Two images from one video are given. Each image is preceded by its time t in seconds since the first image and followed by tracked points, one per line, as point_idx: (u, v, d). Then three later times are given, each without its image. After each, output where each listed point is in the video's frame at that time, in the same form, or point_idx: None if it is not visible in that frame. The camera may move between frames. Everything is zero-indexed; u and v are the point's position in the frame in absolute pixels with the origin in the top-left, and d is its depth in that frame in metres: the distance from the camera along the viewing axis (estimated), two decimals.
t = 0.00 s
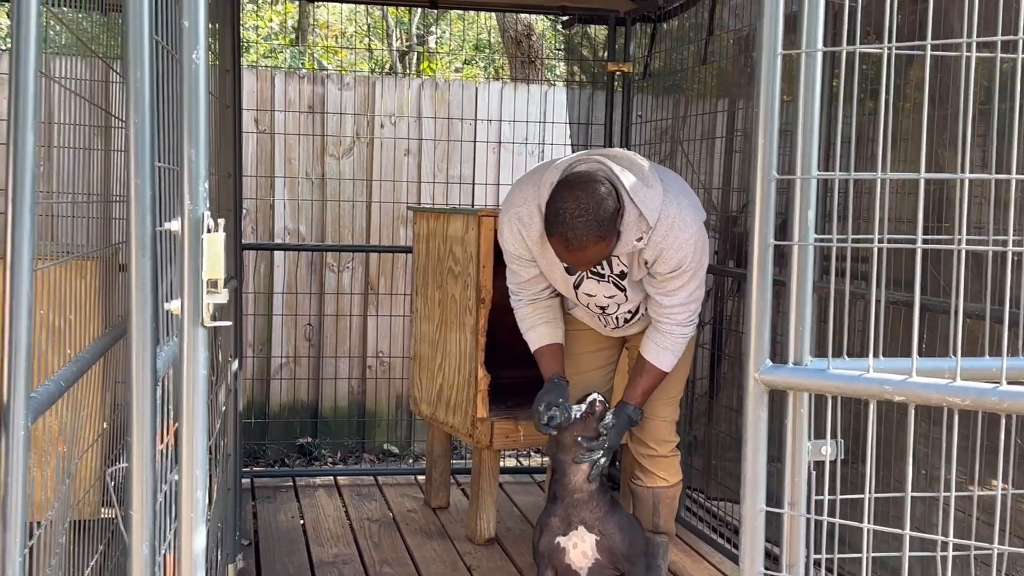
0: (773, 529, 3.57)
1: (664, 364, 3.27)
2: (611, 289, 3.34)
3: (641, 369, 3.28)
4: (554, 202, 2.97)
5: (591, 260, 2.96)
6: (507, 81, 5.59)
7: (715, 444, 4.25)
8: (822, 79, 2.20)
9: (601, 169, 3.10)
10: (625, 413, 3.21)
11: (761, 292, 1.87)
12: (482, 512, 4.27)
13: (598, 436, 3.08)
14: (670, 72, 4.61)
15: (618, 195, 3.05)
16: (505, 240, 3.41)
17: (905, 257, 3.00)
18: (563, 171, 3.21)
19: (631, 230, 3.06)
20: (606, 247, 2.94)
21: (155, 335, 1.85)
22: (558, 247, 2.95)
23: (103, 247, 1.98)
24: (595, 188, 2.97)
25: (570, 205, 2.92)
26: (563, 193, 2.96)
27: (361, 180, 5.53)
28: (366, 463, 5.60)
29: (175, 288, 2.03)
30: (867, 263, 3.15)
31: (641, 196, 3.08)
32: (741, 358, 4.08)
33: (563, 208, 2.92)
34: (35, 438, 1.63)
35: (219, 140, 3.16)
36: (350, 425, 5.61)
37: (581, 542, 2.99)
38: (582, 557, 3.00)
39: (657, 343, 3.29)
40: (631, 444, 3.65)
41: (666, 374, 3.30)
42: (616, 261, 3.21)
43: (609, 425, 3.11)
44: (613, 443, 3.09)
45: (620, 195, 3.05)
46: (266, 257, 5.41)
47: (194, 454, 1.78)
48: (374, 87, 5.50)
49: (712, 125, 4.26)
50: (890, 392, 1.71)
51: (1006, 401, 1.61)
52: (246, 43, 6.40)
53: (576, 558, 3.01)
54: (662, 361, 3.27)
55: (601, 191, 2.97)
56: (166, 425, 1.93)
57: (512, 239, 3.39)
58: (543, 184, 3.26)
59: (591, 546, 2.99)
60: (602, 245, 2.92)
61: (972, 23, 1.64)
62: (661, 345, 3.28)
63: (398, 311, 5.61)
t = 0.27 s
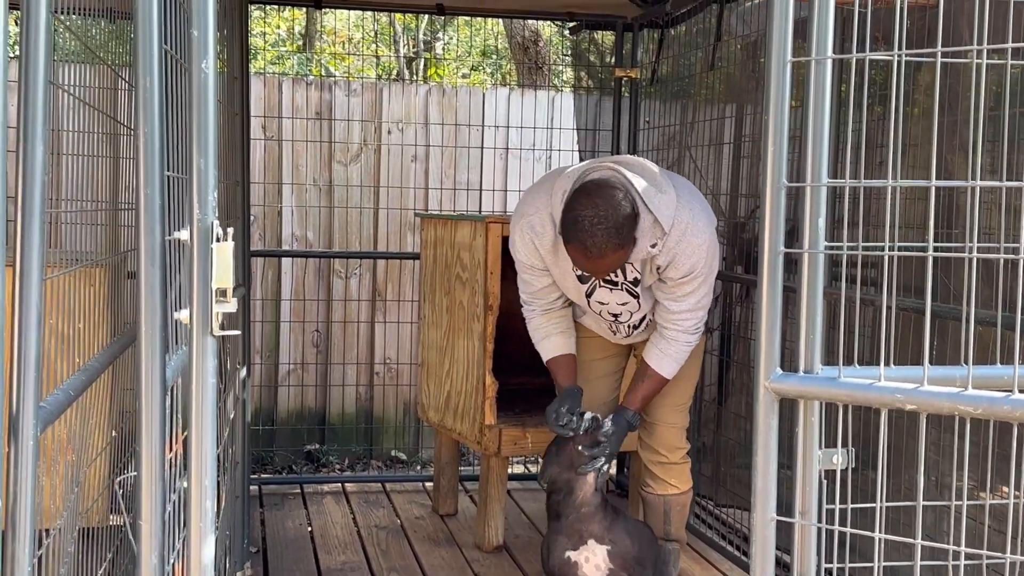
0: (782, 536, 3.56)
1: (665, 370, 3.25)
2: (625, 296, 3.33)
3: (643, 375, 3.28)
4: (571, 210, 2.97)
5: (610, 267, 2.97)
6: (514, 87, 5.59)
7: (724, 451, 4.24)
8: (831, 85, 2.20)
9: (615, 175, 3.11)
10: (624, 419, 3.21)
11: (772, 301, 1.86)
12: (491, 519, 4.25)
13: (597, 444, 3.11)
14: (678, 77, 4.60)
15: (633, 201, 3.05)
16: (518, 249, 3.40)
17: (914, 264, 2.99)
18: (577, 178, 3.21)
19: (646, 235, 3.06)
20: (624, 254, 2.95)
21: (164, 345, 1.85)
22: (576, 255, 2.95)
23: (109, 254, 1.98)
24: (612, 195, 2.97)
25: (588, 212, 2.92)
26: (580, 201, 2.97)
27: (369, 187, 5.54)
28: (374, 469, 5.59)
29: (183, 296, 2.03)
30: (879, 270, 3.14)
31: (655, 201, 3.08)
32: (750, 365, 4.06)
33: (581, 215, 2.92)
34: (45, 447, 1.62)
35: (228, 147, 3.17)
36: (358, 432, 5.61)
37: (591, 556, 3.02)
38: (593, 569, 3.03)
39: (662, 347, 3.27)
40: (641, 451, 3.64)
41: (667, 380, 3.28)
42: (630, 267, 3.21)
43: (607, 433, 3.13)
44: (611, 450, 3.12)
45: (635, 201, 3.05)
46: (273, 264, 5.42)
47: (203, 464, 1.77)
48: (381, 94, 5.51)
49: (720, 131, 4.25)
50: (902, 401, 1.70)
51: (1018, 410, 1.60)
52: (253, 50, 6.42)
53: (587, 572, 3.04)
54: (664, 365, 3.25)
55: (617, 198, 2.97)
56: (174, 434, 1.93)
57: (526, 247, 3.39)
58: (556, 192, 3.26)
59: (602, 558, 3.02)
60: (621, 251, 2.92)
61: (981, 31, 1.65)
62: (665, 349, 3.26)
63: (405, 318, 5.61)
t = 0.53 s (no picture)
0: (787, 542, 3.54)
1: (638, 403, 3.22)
2: (620, 311, 3.33)
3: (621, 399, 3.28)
4: (575, 217, 2.95)
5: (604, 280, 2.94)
6: (517, 92, 5.58)
7: (728, 456, 4.22)
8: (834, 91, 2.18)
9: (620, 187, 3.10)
10: (584, 438, 3.17)
11: (773, 307, 1.85)
12: (494, 525, 4.24)
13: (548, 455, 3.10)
14: (682, 82, 4.59)
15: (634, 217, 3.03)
16: (515, 257, 3.38)
17: (919, 270, 2.98)
18: (581, 187, 3.20)
19: (644, 252, 3.04)
20: (620, 269, 2.93)
21: (163, 352, 1.85)
22: (572, 261, 2.92)
23: (111, 260, 1.97)
24: (616, 208, 2.96)
25: (591, 221, 2.91)
26: (585, 208, 2.95)
27: (372, 192, 5.54)
28: (377, 474, 5.58)
29: (184, 302, 2.03)
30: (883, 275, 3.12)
31: (655, 219, 3.07)
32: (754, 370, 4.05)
33: (584, 223, 2.91)
34: (43, 454, 1.62)
35: (229, 153, 3.17)
36: (361, 437, 5.60)
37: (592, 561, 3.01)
38: None
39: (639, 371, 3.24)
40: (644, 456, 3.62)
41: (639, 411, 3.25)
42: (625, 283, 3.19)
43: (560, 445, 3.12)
44: (565, 463, 3.08)
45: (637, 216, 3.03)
46: (277, 269, 5.42)
47: (201, 472, 1.77)
48: (385, 98, 5.50)
49: (724, 136, 4.24)
50: (905, 408, 1.69)
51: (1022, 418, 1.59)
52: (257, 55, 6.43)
53: None
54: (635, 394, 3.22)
55: (621, 212, 2.96)
56: (174, 442, 1.92)
57: (522, 255, 3.37)
58: (559, 199, 3.24)
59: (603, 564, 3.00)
60: (618, 266, 2.90)
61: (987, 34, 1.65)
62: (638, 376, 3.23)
63: (409, 323, 5.58)
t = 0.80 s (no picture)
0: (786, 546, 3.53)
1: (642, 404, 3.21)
2: (607, 320, 3.31)
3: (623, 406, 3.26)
4: (541, 235, 2.96)
5: (574, 294, 2.94)
6: (518, 95, 5.58)
7: (729, 460, 4.21)
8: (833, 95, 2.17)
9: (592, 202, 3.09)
10: (599, 450, 3.19)
11: (769, 312, 1.85)
12: (494, 529, 4.23)
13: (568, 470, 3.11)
14: (682, 84, 4.59)
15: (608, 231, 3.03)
16: (507, 269, 3.41)
17: (917, 273, 2.97)
18: (558, 203, 3.20)
19: (619, 265, 3.03)
20: (589, 284, 2.92)
21: (158, 357, 1.85)
22: (541, 279, 2.93)
23: (111, 263, 1.97)
24: (585, 223, 2.95)
25: (557, 238, 2.91)
26: (551, 226, 2.95)
27: (373, 196, 5.54)
28: (378, 478, 5.56)
29: (179, 307, 2.03)
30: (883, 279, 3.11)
31: (631, 232, 3.06)
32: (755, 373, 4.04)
33: (550, 241, 2.91)
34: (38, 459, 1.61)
35: (229, 157, 3.17)
36: (362, 441, 5.59)
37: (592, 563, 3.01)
38: None
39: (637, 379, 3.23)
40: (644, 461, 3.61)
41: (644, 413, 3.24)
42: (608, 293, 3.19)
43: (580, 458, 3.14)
44: (585, 476, 3.11)
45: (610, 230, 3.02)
46: (278, 273, 5.42)
47: (195, 477, 1.77)
48: (386, 102, 5.49)
49: (725, 139, 4.23)
50: (901, 413, 1.68)
51: (1018, 423, 1.58)
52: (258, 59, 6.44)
53: None
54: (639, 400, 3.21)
55: (590, 226, 2.95)
56: (168, 447, 1.92)
57: (513, 268, 3.39)
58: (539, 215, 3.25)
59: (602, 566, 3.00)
60: (586, 280, 2.89)
61: (981, 39, 1.65)
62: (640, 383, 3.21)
63: (410, 326, 5.59)
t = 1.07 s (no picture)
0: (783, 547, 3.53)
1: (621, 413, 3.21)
2: (601, 326, 3.36)
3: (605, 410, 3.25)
4: (533, 240, 2.96)
5: (564, 302, 2.93)
6: (517, 96, 5.58)
7: (727, 461, 4.21)
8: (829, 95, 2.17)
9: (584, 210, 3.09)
10: (573, 454, 3.17)
11: (763, 312, 1.85)
12: (492, 530, 4.23)
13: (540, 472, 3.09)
14: (681, 85, 4.59)
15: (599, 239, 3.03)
16: (498, 273, 3.41)
17: (909, 273, 2.98)
18: (551, 210, 3.21)
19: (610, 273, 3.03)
20: (580, 291, 2.91)
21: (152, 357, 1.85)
22: (532, 285, 2.93)
23: (109, 264, 1.97)
24: (577, 230, 2.95)
25: (547, 244, 2.90)
26: (543, 232, 2.95)
27: (372, 196, 5.55)
28: (377, 478, 5.55)
29: (174, 307, 2.03)
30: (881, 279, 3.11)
31: (622, 241, 3.06)
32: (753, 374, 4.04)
33: (541, 247, 2.90)
34: (33, 459, 1.61)
35: (227, 158, 3.17)
36: (362, 441, 5.59)
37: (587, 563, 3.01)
38: None
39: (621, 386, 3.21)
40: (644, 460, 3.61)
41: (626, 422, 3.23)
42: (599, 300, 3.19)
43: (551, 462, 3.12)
44: (556, 480, 3.09)
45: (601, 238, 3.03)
46: (277, 274, 5.42)
47: (189, 478, 1.77)
48: (385, 103, 5.50)
49: (724, 140, 4.22)
50: (894, 413, 1.69)
51: (1011, 423, 1.59)
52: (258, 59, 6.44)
53: None
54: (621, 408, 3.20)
55: (582, 234, 2.95)
56: (163, 448, 1.92)
57: (503, 272, 3.38)
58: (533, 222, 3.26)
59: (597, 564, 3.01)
60: (576, 288, 2.88)
61: (975, 40, 1.66)
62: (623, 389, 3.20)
63: (409, 327, 5.60)
